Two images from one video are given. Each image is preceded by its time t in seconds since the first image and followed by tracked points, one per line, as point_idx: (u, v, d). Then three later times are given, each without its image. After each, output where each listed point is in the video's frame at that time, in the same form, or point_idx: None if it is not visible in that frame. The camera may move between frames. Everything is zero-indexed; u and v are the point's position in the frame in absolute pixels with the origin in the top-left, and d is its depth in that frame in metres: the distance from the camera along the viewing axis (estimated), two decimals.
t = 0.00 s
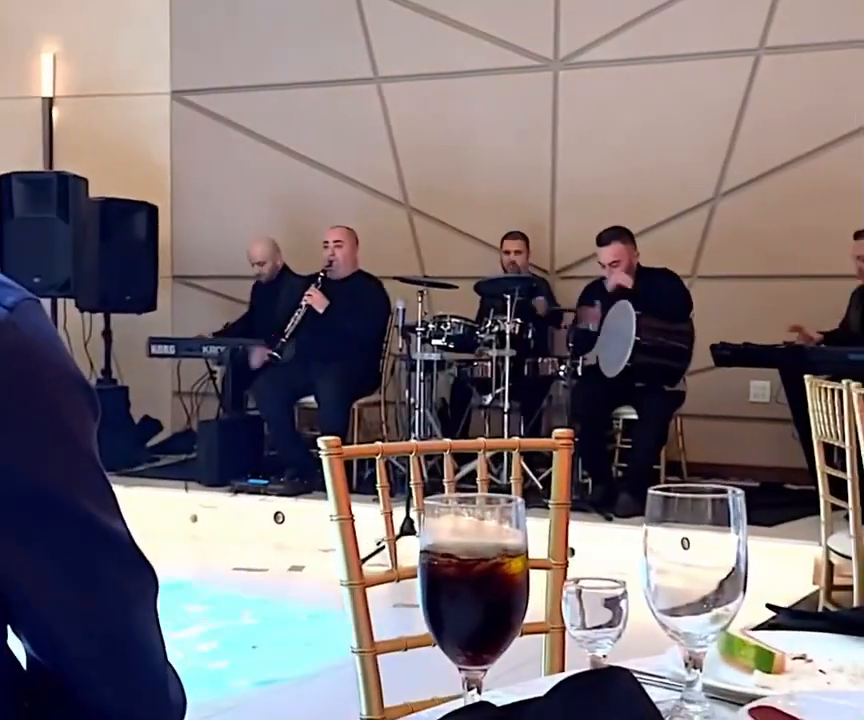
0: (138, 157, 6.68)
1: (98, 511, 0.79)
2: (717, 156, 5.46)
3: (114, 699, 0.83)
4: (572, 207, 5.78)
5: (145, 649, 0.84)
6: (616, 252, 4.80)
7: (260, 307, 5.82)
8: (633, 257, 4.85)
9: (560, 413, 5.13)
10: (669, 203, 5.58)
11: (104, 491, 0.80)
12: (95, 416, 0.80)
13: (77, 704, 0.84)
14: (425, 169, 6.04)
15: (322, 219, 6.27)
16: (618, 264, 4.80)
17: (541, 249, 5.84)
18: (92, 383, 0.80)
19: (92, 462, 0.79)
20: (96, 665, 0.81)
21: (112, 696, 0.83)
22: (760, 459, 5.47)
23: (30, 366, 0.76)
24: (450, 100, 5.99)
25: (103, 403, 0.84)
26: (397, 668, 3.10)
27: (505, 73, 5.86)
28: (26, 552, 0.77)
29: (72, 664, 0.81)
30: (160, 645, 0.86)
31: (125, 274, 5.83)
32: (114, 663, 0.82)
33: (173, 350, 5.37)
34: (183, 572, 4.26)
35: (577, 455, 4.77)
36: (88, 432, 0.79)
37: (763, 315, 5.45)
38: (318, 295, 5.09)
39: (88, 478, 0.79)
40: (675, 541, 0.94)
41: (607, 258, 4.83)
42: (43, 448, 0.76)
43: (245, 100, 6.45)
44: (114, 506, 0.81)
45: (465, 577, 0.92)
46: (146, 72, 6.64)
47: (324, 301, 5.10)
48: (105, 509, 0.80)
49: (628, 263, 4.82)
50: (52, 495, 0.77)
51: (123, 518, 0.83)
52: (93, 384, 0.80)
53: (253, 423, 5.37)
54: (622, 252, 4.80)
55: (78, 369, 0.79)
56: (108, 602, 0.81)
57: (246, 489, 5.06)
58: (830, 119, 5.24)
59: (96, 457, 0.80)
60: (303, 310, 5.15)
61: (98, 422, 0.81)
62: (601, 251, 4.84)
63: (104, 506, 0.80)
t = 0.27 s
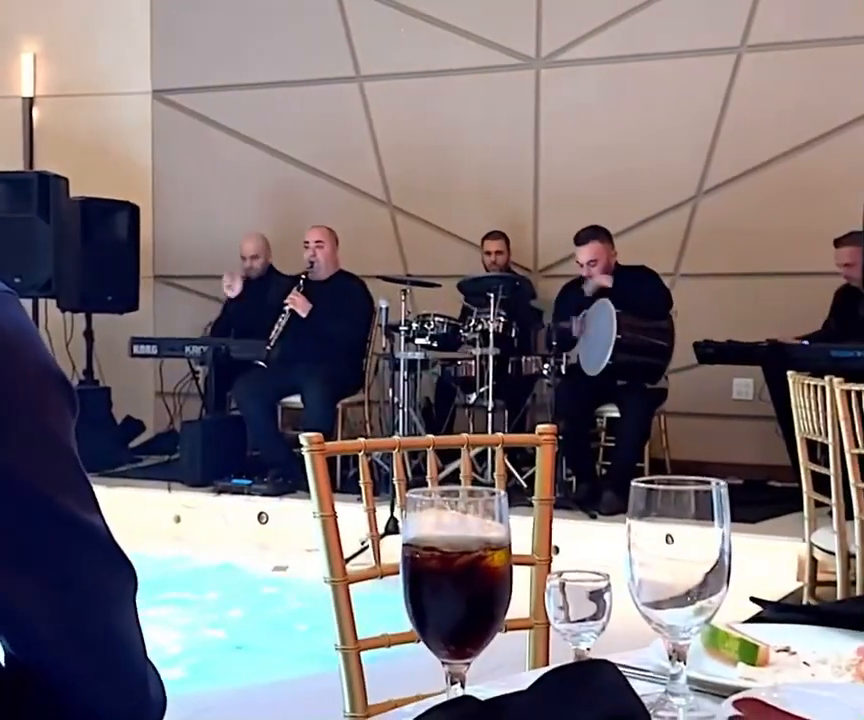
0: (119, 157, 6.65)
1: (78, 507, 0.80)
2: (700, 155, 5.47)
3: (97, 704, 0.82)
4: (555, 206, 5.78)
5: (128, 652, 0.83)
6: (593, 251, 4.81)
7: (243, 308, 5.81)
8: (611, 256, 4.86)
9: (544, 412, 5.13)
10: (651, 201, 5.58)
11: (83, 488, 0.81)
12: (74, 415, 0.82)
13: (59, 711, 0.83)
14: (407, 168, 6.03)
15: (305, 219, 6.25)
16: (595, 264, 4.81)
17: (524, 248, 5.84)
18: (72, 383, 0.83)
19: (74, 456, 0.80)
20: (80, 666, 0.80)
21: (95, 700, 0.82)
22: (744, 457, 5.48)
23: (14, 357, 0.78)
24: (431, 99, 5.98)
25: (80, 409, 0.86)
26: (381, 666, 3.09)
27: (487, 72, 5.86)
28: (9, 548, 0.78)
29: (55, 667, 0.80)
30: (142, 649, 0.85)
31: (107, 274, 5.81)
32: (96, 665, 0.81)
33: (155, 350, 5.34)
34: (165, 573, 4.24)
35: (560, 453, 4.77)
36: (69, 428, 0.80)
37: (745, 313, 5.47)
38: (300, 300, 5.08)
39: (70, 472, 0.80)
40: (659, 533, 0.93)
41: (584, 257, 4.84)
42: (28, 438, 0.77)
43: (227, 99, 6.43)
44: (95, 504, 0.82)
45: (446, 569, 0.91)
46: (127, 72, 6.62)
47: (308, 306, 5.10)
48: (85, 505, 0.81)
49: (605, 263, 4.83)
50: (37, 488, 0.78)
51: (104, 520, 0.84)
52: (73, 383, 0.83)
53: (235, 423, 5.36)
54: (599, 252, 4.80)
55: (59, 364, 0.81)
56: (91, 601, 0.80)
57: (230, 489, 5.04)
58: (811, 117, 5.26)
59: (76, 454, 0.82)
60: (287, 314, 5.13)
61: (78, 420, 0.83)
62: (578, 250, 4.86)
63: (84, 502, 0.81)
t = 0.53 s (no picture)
0: (98, 165, 6.63)
1: (62, 513, 0.82)
2: (681, 162, 5.50)
3: None
4: (537, 213, 5.79)
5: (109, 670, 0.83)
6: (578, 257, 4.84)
7: (226, 316, 5.79)
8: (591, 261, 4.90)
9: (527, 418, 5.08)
10: (632, 209, 5.60)
11: (67, 504, 0.83)
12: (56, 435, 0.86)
13: None
14: (388, 175, 6.03)
15: (286, 226, 6.24)
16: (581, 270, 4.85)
17: (505, 255, 5.85)
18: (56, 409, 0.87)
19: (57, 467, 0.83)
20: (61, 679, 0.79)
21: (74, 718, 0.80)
22: (725, 463, 5.50)
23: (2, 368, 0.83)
24: (413, 107, 5.99)
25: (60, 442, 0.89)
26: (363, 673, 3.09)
27: (468, 80, 5.87)
28: None
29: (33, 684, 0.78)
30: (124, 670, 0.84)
31: (87, 282, 5.79)
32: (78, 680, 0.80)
33: (135, 358, 5.31)
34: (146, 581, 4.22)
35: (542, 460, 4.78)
36: (53, 443, 0.84)
37: (726, 319, 5.49)
38: (287, 307, 5.06)
39: (54, 480, 0.82)
40: (643, 541, 0.93)
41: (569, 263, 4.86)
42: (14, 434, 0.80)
43: (209, 107, 6.42)
44: (76, 519, 0.84)
45: (430, 580, 0.91)
46: (108, 79, 6.59)
47: (294, 315, 5.08)
48: (68, 515, 0.83)
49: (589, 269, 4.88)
50: (23, 490, 0.79)
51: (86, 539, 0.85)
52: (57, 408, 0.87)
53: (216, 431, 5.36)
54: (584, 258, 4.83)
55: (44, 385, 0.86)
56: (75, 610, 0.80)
57: (211, 497, 5.02)
58: (791, 125, 5.29)
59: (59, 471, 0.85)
60: (274, 325, 5.07)
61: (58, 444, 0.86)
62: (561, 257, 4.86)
63: (67, 511, 0.83)
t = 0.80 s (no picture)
0: (88, 178, 6.63)
1: (52, 536, 0.78)
2: (670, 176, 5.52)
3: None
4: (527, 226, 5.81)
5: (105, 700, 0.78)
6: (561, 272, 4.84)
7: (216, 329, 5.79)
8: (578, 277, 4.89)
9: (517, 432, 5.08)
10: (622, 222, 5.62)
11: (57, 526, 0.80)
12: (45, 455, 0.82)
13: None
14: (379, 189, 6.05)
15: (276, 240, 6.25)
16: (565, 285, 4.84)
17: (495, 269, 5.86)
18: (45, 428, 0.84)
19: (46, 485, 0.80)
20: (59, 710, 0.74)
21: None
22: (715, 476, 5.51)
23: None
24: (403, 121, 6.01)
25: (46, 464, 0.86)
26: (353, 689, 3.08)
27: (458, 94, 5.90)
28: None
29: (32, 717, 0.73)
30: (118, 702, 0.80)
31: (78, 295, 5.77)
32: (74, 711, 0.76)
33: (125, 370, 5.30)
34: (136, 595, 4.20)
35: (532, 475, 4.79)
36: (42, 461, 0.80)
37: (715, 332, 5.51)
38: (278, 329, 5.01)
39: (43, 499, 0.79)
40: (632, 558, 0.94)
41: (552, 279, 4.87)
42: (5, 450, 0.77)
43: (199, 121, 6.43)
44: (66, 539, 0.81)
45: (419, 601, 0.92)
46: (98, 93, 6.61)
47: (285, 335, 5.03)
48: (57, 534, 0.79)
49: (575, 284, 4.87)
50: (12, 505, 0.76)
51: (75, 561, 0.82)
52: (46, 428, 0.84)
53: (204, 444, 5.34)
54: (568, 272, 4.84)
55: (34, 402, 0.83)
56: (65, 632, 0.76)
57: (201, 510, 5.00)
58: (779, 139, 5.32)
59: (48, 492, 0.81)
60: (267, 346, 5.08)
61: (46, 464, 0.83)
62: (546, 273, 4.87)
63: (57, 530, 0.79)
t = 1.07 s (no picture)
0: (87, 194, 6.65)
1: (62, 556, 0.81)
2: (666, 193, 5.55)
3: None
4: (524, 242, 5.83)
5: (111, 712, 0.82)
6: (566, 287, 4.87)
7: (214, 344, 5.80)
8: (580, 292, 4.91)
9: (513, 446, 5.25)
10: (618, 239, 5.65)
11: (66, 544, 0.83)
12: (52, 472, 0.85)
13: None
14: (376, 205, 6.07)
15: (274, 255, 6.27)
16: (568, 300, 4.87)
17: (492, 285, 5.89)
18: (52, 445, 0.86)
19: (55, 506, 0.82)
20: None
21: None
22: (711, 491, 5.52)
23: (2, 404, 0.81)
24: (401, 137, 6.03)
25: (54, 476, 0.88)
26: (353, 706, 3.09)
27: (455, 111, 5.92)
28: None
29: None
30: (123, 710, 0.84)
31: (77, 310, 5.79)
32: None
33: (123, 386, 5.30)
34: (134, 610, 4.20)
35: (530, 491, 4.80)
36: (50, 480, 0.83)
37: (711, 348, 5.53)
38: (276, 354, 4.99)
39: (52, 520, 0.81)
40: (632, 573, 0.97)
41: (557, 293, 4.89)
42: (16, 477, 0.79)
43: (198, 137, 6.46)
44: (72, 558, 0.83)
45: (423, 620, 0.92)
46: (97, 109, 6.63)
47: (284, 359, 5.01)
48: (65, 553, 0.82)
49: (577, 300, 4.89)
50: (22, 529, 0.78)
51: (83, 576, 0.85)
52: (53, 444, 0.86)
53: (204, 460, 5.34)
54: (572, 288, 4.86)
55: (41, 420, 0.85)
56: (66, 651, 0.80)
57: (198, 526, 5.01)
58: (775, 156, 5.35)
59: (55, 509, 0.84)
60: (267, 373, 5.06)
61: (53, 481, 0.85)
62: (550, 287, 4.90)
63: (64, 548, 0.82)
